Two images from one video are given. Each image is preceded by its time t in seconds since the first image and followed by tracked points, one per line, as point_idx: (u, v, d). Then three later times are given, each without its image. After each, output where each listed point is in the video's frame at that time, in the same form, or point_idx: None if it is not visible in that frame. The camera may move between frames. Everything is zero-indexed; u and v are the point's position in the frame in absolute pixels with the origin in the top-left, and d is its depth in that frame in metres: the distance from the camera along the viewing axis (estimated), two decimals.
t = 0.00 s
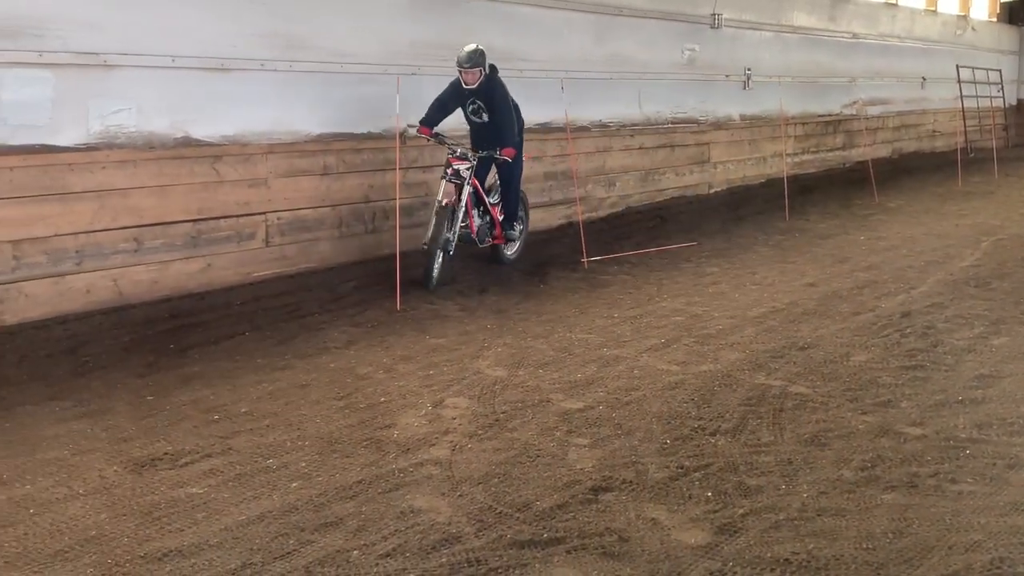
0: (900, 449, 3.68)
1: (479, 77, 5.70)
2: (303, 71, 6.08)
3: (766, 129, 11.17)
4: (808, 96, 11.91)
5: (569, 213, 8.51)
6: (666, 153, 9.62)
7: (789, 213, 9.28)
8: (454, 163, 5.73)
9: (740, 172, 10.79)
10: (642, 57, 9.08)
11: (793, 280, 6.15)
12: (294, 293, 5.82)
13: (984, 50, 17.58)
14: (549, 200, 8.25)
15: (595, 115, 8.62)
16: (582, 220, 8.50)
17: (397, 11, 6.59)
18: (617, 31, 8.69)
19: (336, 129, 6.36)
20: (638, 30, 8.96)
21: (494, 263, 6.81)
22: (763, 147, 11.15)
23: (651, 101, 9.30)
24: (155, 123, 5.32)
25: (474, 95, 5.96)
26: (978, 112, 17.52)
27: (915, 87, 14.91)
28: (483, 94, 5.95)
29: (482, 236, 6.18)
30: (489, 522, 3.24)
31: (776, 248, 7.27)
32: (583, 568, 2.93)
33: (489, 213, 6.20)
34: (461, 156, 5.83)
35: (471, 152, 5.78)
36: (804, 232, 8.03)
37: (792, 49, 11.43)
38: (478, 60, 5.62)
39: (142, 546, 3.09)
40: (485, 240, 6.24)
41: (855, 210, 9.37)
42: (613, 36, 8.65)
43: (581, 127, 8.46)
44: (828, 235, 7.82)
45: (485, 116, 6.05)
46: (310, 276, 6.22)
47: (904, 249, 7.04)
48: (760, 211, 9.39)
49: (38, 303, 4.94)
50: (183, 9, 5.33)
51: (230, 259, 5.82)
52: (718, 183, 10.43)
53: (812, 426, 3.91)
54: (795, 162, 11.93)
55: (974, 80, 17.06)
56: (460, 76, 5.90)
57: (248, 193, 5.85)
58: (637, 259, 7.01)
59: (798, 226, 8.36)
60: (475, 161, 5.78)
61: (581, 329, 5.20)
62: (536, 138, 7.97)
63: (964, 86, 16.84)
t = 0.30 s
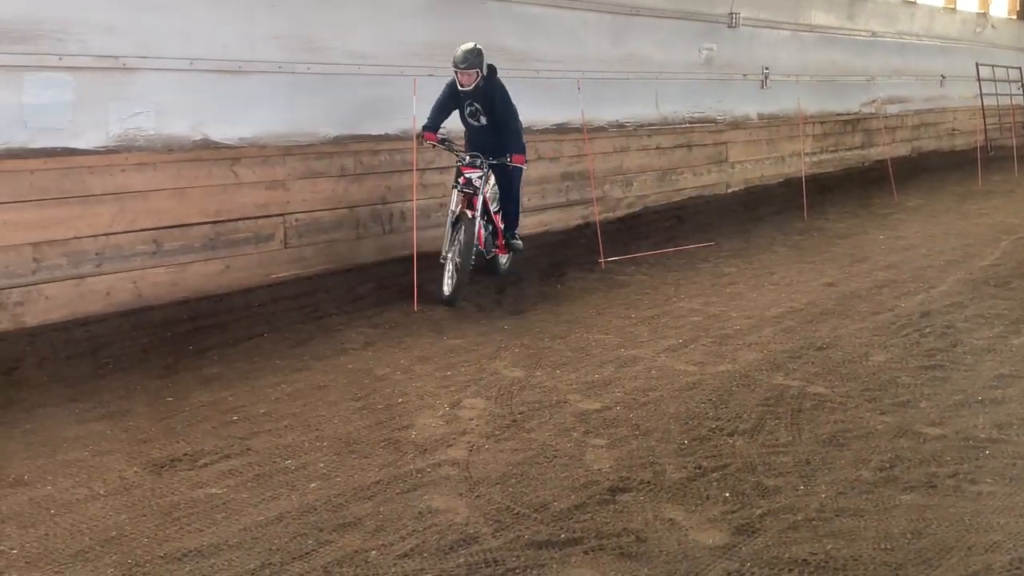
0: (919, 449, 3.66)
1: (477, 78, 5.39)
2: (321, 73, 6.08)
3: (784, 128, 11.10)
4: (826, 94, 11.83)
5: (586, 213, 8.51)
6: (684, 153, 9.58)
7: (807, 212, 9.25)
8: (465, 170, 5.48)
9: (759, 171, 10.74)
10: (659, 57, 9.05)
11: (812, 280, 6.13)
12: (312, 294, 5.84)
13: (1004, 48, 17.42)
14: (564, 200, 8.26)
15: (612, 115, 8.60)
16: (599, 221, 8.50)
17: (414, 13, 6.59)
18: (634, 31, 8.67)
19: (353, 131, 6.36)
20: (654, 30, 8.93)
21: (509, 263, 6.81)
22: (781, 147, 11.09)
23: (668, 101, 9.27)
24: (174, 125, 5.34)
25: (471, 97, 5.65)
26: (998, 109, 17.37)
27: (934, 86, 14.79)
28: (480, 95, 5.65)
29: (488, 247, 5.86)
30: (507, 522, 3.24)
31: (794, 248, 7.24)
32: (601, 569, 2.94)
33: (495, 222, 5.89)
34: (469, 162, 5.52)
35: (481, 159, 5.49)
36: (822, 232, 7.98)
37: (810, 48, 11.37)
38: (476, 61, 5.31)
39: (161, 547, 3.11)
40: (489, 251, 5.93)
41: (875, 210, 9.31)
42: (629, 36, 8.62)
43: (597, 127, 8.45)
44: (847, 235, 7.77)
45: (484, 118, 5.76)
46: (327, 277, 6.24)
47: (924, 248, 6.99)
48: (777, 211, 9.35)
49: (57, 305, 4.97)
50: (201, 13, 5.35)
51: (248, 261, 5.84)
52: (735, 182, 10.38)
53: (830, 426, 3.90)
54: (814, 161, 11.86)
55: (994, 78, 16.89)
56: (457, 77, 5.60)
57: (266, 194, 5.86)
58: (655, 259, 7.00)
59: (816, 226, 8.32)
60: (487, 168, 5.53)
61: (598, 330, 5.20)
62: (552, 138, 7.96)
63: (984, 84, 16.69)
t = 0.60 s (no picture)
0: (933, 447, 3.65)
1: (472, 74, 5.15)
2: (334, 73, 6.08)
3: (798, 126, 11.05)
4: (840, 91, 11.78)
5: (599, 211, 8.51)
6: (697, 151, 9.56)
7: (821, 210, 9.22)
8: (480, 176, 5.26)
9: (772, 169, 10.70)
10: (672, 55, 9.02)
11: (826, 278, 6.11)
12: (325, 295, 5.85)
13: (1020, 44, 17.29)
14: (577, 199, 8.25)
15: (625, 114, 8.59)
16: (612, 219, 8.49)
17: (427, 12, 6.57)
18: (647, 30, 8.63)
19: (365, 131, 6.36)
20: (667, 28, 8.89)
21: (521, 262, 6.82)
22: (795, 144, 11.04)
23: (681, 99, 9.25)
24: (187, 126, 5.35)
25: (470, 97, 5.41)
26: (1013, 105, 17.26)
27: (948, 82, 14.68)
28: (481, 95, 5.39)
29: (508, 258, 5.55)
30: (520, 520, 3.25)
31: (809, 246, 7.22)
32: (615, 567, 2.94)
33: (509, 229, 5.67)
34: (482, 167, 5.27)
35: (493, 161, 5.27)
36: (835, 230, 7.95)
37: (823, 45, 11.31)
38: (469, 56, 5.06)
39: (177, 546, 3.12)
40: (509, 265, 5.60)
41: (889, 207, 9.26)
42: (642, 35, 8.58)
43: (610, 126, 8.44)
44: (861, 233, 7.72)
45: (487, 118, 5.51)
46: (341, 277, 6.26)
47: (939, 245, 6.96)
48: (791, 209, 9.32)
49: (72, 305, 4.99)
50: (215, 14, 5.35)
51: (262, 261, 5.86)
52: (749, 180, 10.35)
53: (844, 424, 3.89)
54: (827, 158, 11.81)
55: (1009, 74, 16.75)
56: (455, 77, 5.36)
57: (280, 195, 5.87)
58: (668, 258, 6.98)
59: (829, 224, 8.27)
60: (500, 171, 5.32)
61: (611, 329, 5.20)
62: (565, 137, 7.95)
63: (999, 80, 16.58)
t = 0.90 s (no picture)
0: (953, 447, 3.63)
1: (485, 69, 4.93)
2: (352, 73, 6.09)
3: (817, 125, 10.99)
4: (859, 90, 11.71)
5: (617, 211, 8.52)
6: (716, 150, 9.53)
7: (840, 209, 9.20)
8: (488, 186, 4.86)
9: (791, 168, 10.66)
10: (691, 54, 8.99)
11: (846, 277, 6.09)
12: (343, 295, 5.87)
13: None
14: (596, 199, 8.26)
15: (644, 113, 8.56)
16: (630, 219, 8.50)
17: (446, 12, 6.57)
18: (666, 29, 8.60)
19: (384, 130, 6.37)
20: (686, 27, 8.86)
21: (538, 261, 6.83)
22: (814, 143, 10.98)
23: (700, 98, 9.21)
24: (208, 127, 5.36)
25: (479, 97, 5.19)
26: None
27: (969, 81, 14.56)
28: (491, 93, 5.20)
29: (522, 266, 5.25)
30: (538, 521, 3.25)
31: (828, 246, 7.19)
32: (632, 567, 2.94)
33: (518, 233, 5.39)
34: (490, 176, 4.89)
35: (502, 168, 4.90)
36: (854, 229, 7.91)
37: (842, 44, 11.26)
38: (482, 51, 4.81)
39: (196, 545, 3.14)
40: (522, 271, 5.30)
41: (909, 207, 9.19)
42: (661, 34, 8.55)
43: (628, 126, 8.42)
44: (881, 233, 7.68)
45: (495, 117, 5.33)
46: (360, 277, 6.28)
47: (960, 245, 6.91)
48: (810, 209, 9.28)
49: (92, 305, 5.02)
50: (234, 15, 5.37)
51: (282, 261, 5.87)
52: (768, 180, 10.31)
53: (864, 425, 3.87)
54: (847, 157, 11.74)
55: None
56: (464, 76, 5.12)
57: (299, 195, 5.89)
58: (686, 258, 6.97)
59: (849, 223, 8.23)
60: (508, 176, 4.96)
61: (629, 328, 5.20)
62: (583, 137, 7.94)
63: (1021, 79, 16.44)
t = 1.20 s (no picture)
0: (1003, 458, 3.58)
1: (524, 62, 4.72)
2: (398, 75, 6.13)
3: (865, 128, 10.82)
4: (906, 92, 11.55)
5: (660, 214, 8.44)
6: (762, 153, 9.41)
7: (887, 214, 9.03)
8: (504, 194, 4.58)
9: (838, 173, 10.46)
10: (739, 56, 8.98)
11: (893, 283, 6.02)
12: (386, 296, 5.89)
13: None
14: (639, 201, 8.18)
15: (689, 115, 8.54)
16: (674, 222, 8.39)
17: (493, 14, 6.62)
18: (714, 31, 8.60)
19: (427, 132, 6.40)
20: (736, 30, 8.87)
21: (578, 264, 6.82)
22: (861, 147, 10.79)
23: (747, 100, 9.18)
24: (256, 127, 5.42)
25: (509, 95, 4.86)
26: None
27: (1020, 85, 14.27)
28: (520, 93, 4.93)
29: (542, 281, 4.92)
30: (580, 524, 3.25)
31: (875, 251, 7.10)
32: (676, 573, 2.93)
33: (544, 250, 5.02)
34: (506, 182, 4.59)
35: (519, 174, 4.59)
36: (900, 235, 7.79)
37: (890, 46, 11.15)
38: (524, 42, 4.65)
39: (241, 541, 3.17)
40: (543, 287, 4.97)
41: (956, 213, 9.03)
42: (709, 36, 8.55)
43: (671, 128, 8.38)
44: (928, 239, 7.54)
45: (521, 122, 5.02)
46: (403, 277, 6.28)
47: (1012, 253, 6.79)
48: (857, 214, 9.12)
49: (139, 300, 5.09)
50: (285, 16, 5.44)
51: (328, 261, 5.88)
52: (815, 183, 10.12)
53: (911, 433, 3.83)
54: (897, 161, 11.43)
55: None
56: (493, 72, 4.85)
57: (345, 196, 5.91)
58: (729, 262, 6.91)
59: (893, 229, 8.12)
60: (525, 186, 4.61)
61: (671, 332, 5.19)
62: (625, 139, 7.91)
63: None
